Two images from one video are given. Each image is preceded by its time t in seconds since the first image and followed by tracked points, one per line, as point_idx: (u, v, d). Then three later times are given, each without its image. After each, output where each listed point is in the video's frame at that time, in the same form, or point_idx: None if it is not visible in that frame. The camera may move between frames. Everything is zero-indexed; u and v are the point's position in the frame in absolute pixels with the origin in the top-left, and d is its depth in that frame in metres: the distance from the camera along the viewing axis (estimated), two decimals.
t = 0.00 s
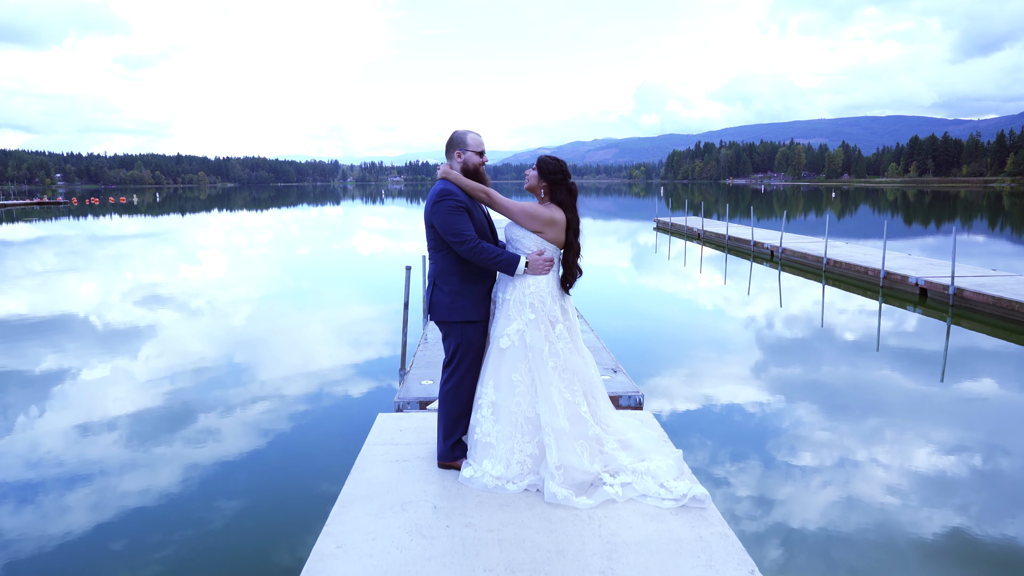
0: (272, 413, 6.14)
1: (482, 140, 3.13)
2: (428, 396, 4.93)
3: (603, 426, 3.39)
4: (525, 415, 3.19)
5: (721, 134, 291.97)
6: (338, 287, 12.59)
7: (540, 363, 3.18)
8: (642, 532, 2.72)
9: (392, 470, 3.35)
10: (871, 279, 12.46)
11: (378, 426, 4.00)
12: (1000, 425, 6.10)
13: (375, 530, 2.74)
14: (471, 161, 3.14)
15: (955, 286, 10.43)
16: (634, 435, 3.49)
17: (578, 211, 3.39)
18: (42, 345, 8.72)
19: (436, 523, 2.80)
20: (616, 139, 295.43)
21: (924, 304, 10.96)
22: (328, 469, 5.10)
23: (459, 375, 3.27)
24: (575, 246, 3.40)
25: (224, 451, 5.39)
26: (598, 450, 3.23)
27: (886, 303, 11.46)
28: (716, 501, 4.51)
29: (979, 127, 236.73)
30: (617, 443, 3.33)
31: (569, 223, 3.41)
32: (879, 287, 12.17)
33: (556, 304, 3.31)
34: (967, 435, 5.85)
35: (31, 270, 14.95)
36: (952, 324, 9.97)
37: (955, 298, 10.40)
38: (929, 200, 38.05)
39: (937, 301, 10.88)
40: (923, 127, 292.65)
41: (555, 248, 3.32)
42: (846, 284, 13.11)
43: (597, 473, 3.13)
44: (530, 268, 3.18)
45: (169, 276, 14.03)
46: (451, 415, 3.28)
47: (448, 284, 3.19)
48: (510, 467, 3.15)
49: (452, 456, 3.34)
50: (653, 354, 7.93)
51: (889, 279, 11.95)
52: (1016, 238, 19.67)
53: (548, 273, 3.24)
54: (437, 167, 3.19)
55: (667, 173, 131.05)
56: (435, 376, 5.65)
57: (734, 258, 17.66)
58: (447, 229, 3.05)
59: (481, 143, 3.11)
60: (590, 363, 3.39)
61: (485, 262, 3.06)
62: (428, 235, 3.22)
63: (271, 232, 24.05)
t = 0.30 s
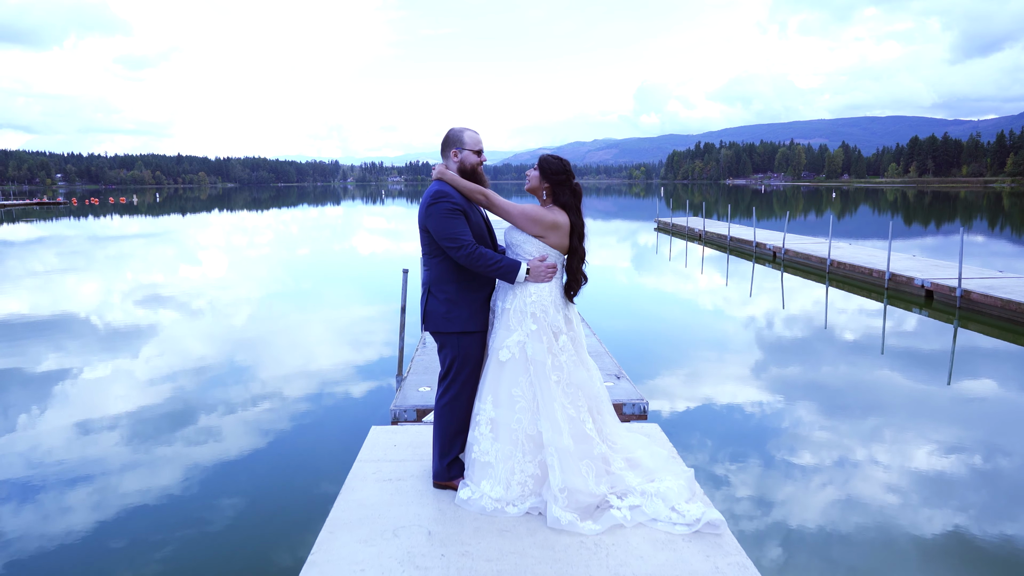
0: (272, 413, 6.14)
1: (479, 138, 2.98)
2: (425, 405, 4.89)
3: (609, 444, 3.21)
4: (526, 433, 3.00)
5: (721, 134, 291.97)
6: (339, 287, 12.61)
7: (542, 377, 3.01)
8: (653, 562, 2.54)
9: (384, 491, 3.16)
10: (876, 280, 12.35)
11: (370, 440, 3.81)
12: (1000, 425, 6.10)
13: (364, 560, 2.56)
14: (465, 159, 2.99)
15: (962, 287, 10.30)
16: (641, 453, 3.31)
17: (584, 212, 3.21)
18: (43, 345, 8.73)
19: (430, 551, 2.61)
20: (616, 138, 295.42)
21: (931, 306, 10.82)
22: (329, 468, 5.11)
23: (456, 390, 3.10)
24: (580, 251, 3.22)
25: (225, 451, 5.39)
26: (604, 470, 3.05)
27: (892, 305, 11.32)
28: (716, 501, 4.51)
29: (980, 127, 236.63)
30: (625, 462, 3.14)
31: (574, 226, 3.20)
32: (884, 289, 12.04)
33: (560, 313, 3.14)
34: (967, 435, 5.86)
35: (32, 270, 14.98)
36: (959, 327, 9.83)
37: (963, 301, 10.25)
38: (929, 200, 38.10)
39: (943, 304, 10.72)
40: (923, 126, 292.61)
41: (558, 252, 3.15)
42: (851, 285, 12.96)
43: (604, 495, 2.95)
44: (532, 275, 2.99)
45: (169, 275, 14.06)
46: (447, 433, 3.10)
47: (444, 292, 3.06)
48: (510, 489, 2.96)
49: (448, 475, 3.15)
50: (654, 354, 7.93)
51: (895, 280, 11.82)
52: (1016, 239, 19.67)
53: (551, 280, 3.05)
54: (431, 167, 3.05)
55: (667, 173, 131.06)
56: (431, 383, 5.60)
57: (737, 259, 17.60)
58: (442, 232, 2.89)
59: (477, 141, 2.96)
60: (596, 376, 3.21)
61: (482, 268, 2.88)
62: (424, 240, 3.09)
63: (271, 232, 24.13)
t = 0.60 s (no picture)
0: (273, 414, 6.14)
1: (478, 135, 2.83)
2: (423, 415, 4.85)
3: (618, 464, 3.05)
4: (528, 454, 2.85)
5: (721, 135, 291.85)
6: (339, 287, 12.61)
7: (545, 395, 2.86)
8: None
9: (375, 515, 3.00)
10: (881, 282, 12.22)
11: (363, 459, 3.65)
12: (1001, 425, 6.10)
13: None
14: (463, 157, 2.84)
15: (970, 291, 10.17)
16: (652, 473, 3.15)
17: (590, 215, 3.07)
18: (43, 346, 8.72)
19: None
20: (615, 139, 295.48)
21: (938, 309, 10.67)
22: (329, 468, 5.11)
23: (452, 407, 2.92)
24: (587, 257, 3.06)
25: (225, 451, 5.39)
26: (612, 493, 2.89)
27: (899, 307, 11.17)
28: (716, 501, 4.52)
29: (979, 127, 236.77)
30: (634, 484, 2.99)
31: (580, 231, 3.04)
32: (890, 291, 11.90)
33: (564, 324, 2.99)
34: (967, 435, 5.86)
35: (32, 270, 15.02)
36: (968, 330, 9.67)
37: (971, 303, 10.09)
38: (930, 200, 38.08)
39: (951, 306, 10.56)
40: (922, 127, 292.69)
41: (562, 258, 3.00)
42: (856, 287, 12.84)
43: (611, 521, 2.81)
44: (533, 283, 2.87)
45: (169, 276, 14.09)
46: (444, 453, 2.94)
47: (439, 302, 2.89)
48: (512, 514, 2.81)
49: (445, 498, 2.99)
50: (654, 354, 7.93)
51: (901, 282, 11.67)
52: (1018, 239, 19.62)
53: (555, 289, 2.93)
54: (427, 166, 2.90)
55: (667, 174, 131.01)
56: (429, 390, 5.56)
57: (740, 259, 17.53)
58: (438, 236, 2.74)
59: (477, 138, 2.82)
60: (603, 391, 3.06)
61: (480, 276, 2.73)
62: (418, 246, 2.92)
63: (271, 232, 24.13)
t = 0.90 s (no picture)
0: (273, 413, 6.14)
1: (475, 132, 2.64)
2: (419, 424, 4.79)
3: (626, 487, 2.84)
4: (528, 477, 2.64)
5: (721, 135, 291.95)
6: (339, 287, 12.63)
7: (546, 412, 2.67)
8: None
9: (363, 541, 2.79)
10: (887, 283, 12.03)
11: (353, 475, 3.43)
12: (1000, 425, 6.11)
13: None
14: (459, 156, 2.66)
15: (978, 292, 9.92)
16: (663, 497, 2.93)
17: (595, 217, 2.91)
18: (43, 345, 8.72)
19: None
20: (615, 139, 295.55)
21: (944, 311, 10.50)
22: (329, 468, 5.11)
23: (447, 425, 2.73)
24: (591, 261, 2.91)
25: (225, 451, 5.39)
26: (620, 519, 2.68)
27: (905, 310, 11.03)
28: (716, 501, 4.51)
29: (979, 128, 236.87)
30: (643, 508, 2.78)
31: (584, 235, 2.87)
32: (895, 293, 11.74)
33: (568, 337, 2.81)
34: (966, 435, 5.86)
35: (31, 270, 15.04)
36: (974, 333, 9.49)
37: (979, 305, 9.87)
38: (929, 201, 38.13)
39: (957, 308, 10.39)
40: (922, 127, 292.73)
41: (566, 264, 2.82)
42: (860, 288, 12.74)
43: (620, 550, 2.59)
44: (534, 291, 2.69)
45: (169, 275, 14.11)
46: (439, 474, 2.75)
47: (433, 312, 2.70)
48: (511, 542, 2.60)
49: (439, 522, 2.78)
50: (654, 354, 7.93)
51: (906, 284, 11.53)
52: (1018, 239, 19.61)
53: (557, 298, 2.75)
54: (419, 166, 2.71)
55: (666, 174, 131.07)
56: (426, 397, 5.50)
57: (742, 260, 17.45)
58: (431, 240, 2.55)
59: (474, 135, 2.63)
60: (609, 409, 2.88)
61: (476, 284, 2.54)
62: (410, 251, 2.73)
63: (271, 231, 24.17)
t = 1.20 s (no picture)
0: (273, 414, 6.14)
1: (471, 128, 2.47)
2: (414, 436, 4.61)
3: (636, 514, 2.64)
4: (530, 504, 2.43)
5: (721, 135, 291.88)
6: (339, 287, 12.63)
7: (550, 434, 2.47)
8: None
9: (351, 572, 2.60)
10: (893, 285, 11.91)
11: (342, 497, 3.24)
12: (1000, 425, 6.11)
13: None
14: (454, 154, 2.48)
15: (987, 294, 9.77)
16: (677, 524, 2.73)
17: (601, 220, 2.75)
18: (43, 346, 8.72)
19: None
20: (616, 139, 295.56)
21: (952, 313, 10.39)
22: (330, 468, 5.11)
23: (442, 446, 2.52)
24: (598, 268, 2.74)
25: (225, 451, 5.39)
26: (630, 550, 2.48)
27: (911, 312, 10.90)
28: (716, 502, 4.50)
29: (980, 127, 236.70)
30: (655, 537, 2.58)
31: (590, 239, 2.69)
32: (901, 295, 11.61)
33: (573, 352, 2.62)
34: (967, 436, 5.86)
35: (32, 270, 15.07)
36: (983, 335, 9.38)
37: (988, 307, 9.75)
38: (930, 201, 38.12)
39: (964, 310, 10.28)
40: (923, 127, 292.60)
41: (571, 271, 2.65)
42: (865, 289, 12.61)
43: None
44: (536, 301, 2.49)
45: (169, 276, 14.13)
46: (433, 499, 2.54)
47: (425, 324, 2.49)
48: None
49: (433, 551, 2.58)
50: (654, 354, 7.93)
51: (912, 285, 11.38)
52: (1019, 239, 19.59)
53: (561, 308, 2.55)
54: (411, 164, 2.51)
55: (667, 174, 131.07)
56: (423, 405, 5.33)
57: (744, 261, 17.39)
58: (423, 246, 2.35)
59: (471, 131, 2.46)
60: (616, 429, 2.70)
61: (473, 294, 2.34)
62: (401, 256, 2.52)
63: (271, 231, 24.19)
